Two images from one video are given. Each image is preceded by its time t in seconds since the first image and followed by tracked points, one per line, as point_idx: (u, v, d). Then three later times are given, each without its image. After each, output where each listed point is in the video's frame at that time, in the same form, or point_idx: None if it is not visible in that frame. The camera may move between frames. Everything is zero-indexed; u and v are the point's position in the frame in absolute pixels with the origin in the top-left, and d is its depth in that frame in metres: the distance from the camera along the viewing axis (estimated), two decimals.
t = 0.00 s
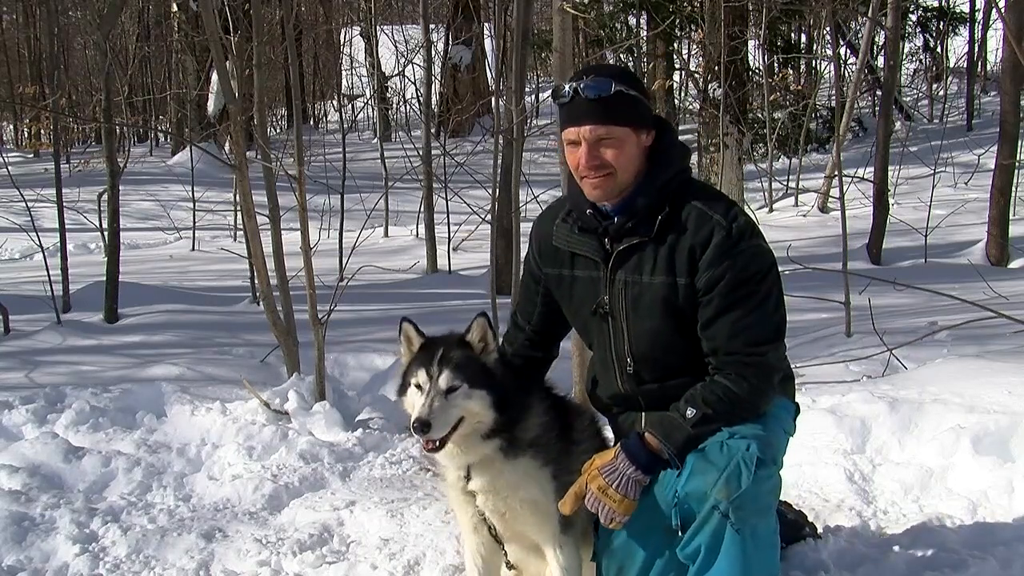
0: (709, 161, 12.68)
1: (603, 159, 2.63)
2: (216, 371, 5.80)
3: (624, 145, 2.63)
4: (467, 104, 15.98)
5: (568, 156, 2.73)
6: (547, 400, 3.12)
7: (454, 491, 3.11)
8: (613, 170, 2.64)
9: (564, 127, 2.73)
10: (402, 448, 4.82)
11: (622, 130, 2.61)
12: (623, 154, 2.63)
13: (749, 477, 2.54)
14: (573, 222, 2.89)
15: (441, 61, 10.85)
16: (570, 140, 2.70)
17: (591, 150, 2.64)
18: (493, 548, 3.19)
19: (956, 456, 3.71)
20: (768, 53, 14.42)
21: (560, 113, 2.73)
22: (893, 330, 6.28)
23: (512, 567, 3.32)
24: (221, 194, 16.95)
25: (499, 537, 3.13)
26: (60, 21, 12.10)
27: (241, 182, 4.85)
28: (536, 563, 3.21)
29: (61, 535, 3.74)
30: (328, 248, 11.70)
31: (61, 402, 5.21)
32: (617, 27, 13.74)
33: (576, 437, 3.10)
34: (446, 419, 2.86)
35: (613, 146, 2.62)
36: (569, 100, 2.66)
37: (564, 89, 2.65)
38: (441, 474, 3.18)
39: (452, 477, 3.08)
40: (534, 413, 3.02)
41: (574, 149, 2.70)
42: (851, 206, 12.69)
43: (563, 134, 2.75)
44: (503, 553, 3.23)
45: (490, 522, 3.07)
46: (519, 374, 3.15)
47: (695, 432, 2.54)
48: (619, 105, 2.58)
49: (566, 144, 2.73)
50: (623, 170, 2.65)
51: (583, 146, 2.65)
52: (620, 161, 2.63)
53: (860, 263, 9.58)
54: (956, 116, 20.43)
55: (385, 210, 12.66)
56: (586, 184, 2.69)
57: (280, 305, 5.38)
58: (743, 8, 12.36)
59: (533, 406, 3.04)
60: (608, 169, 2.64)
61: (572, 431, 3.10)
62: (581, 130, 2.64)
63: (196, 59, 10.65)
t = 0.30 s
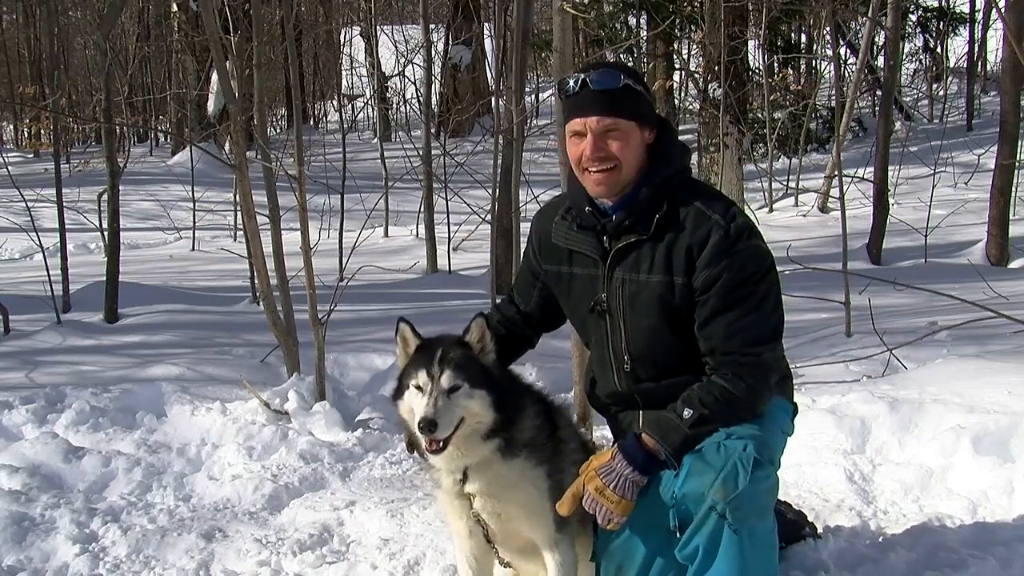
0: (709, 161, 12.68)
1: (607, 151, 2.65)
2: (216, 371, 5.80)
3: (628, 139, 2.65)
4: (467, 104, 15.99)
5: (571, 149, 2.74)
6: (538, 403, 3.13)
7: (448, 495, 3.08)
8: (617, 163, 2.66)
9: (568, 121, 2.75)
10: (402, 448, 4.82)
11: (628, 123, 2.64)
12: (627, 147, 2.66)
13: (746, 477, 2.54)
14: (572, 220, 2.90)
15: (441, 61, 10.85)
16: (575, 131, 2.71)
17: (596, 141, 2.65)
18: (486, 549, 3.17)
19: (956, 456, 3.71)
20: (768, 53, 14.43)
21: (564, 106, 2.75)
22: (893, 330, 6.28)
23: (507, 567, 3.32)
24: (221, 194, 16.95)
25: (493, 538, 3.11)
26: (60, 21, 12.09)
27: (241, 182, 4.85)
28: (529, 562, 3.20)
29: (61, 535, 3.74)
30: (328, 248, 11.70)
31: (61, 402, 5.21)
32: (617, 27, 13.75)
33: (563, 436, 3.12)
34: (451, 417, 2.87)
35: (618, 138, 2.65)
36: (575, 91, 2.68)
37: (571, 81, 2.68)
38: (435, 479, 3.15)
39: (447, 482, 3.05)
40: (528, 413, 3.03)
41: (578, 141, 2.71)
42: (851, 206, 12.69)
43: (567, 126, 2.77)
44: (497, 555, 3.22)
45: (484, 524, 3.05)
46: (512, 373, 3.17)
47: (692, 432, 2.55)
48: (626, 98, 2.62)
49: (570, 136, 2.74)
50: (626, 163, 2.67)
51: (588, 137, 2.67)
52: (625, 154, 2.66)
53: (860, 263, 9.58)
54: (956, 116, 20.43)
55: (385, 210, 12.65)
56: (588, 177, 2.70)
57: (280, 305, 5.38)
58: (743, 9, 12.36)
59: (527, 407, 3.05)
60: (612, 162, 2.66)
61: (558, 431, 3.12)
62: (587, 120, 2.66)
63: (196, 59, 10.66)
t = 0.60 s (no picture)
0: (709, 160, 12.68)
1: (616, 146, 2.65)
2: (216, 371, 5.80)
3: (636, 134, 2.66)
4: (467, 104, 15.99)
5: (577, 145, 2.74)
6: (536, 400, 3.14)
7: (451, 500, 3.08)
8: (623, 158, 2.66)
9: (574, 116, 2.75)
10: (403, 448, 4.82)
11: (635, 118, 2.65)
12: (635, 142, 2.66)
13: (747, 476, 2.53)
14: (576, 218, 2.90)
15: (441, 61, 10.85)
16: (581, 127, 2.71)
17: (604, 136, 2.65)
18: (491, 551, 3.17)
19: (956, 456, 3.71)
20: (768, 53, 14.43)
21: (571, 102, 2.75)
22: (893, 330, 6.28)
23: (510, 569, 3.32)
24: (221, 194, 16.95)
25: (498, 539, 3.11)
26: (60, 21, 12.09)
27: (241, 182, 4.85)
28: (532, 563, 3.19)
29: (61, 535, 3.74)
30: (328, 248, 11.70)
31: (61, 402, 5.20)
32: (617, 27, 13.76)
33: (562, 434, 3.12)
34: (450, 425, 2.87)
35: (626, 133, 2.65)
36: (583, 87, 2.69)
37: (579, 76, 2.68)
38: (438, 484, 3.15)
39: (448, 486, 3.05)
40: (526, 410, 3.04)
41: (586, 136, 2.71)
42: (851, 206, 12.69)
43: (573, 123, 2.77)
44: (502, 557, 3.21)
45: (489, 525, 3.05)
46: (511, 371, 3.18)
47: (693, 431, 2.56)
48: (633, 94, 2.63)
49: (575, 132, 2.74)
50: (634, 159, 2.67)
51: (596, 132, 2.66)
52: (632, 150, 2.66)
53: (860, 263, 9.58)
54: (956, 116, 20.43)
55: (385, 210, 12.65)
56: (595, 172, 2.69)
57: (280, 305, 5.38)
58: (743, 9, 12.36)
59: (524, 404, 3.06)
60: (619, 157, 2.65)
61: (558, 428, 3.12)
62: (595, 115, 2.66)
63: (196, 59, 10.66)
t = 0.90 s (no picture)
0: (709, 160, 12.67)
1: (621, 146, 2.64)
2: (216, 371, 5.80)
3: (640, 134, 2.66)
4: (467, 104, 15.99)
5: (580, 146, 2.72)
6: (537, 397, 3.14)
7: (451, 498, 3.07)
8: (627, 158, 2.65)
9: (576, 116, 2.73)
10: (403, 448, 4.82)
11: (639, 119, 2.66)
12: (638, 142, 2.66)
13: (750, 474, 2.54)
14: (574, 220, 2.89)
15: (441, 61, 10.85)
16: (584, 128, 2.69)
17: (609, 136, 2.64)
18: (492, 550, 3.17)
19: (956, 456, 3.71)
20: (768, 53, 14.43)
21: (573, 102, 2.74)
22: (893, 330, 6.28)
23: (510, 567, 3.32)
24: (221, 194, 16.95)
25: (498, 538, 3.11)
26: (60, 21, 12.09)
27: (241, 182, 4.85)
28: (532, 561, 3.20)
29: (61, 535, 3.74)
30: (328, 248, 11.70)
31: (61, 402, 5.20)
32: (617, 27, 13.77)
33: (564, 433, 3.12)
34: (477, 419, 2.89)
35: (629, 133, 2.65)
36: (585, 89, 2.68)
37: (583, 76, 2.67)
38: (438, 484, 3.13)
39: (449, 484, 3.04)
40: (527, 407, 3.04)
41: (588, 137, 2.69)
42: (851, 206, 12.69)
43: (574, 125, 2.75)
44: (502, 556, 3.21)
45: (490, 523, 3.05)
46: (512, 371, 3.19)
47: (695, 429, 2.55)
48: (635, 94, 2.64)
49: (578, 134, 2.72)
50: (638, 158, 2.67)
51: (602, 132, 2.65)
52: (635, 150, 2.66)
53: (860, 263, 9.58)
54: (956, 116, 20.42)
55: (385, 210, 12.65)
56: (598, 173, 2.67)
57: (280, 305, 5.38)
58: (743, 9, 12.36)
59: (525, 401, 3.07)
60: (624, 156, 2.64)
61: (561, 427, 3.13)
62: (600, 115, 2.64)
63: (196, 59, 10.67)
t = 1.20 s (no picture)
0: (710, 160, 12.65)
1: (634, 145, 2.62)
2: (216, 371, 5.80)
3: (648, 134, 2.67)
4: (466, 104, 15.99)
5: (589, 149, 2.68)
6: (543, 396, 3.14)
7: (452, 494, 3.07)
8: (639, 158, 2.63)
9: (580, 119, 2.70)
10: (403, 448, 4.82)
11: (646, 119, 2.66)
12: (646, 143, 2.66)
13: (752, 472, 2.53)
14: (570, 220, 2.89)
15: (441, 61, 10.85)
16: (594, 131, 2.66)
17: (623, 135, 2.62)
18: (492, 549, 3.17)
19: (956, 456, 3.71)
20: (768, 53, 14.43)
21: (575, 104, 2.71)
22: (893, 330, 6.28)
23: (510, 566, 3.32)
24: (221, 194, 16.95)
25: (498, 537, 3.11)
26: (60, 21, 12.10)
27: (241, 182, 4.85)
28: (533, 561, 3.20)
29: (61, 535, 3.73)
30: (328, 248, 11.70)
31: (61, 402, 5.21)
32: (616, 27, 13.77)
33: (568, 434, 3.12)
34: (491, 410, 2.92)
35: (639, 134, 2.64)
36: (592, 90, 2.66)
37: (589, 78, 2.64)
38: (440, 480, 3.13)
39: (451, 480, 3.05)
40: (533, 406, 3.04)
41: (598, 139, 2.66)
42: (852, 206, 12.69)
43: (580, 128, 2.71)
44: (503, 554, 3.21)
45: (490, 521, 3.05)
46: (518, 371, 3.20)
47: (695, 428, 2.55)
48: (639, 95, 2.66)
49: (586, 137, 2.68)
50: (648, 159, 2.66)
51: (615, 133, 2.63)
52: (645, 150, 2.65)
53: (860, 263, 9.58)
54: (956, 116, 20.43)
55: (385, 210, 12.65)
56: (612, 174, 2.64)
57: (280, 305, 5.38)
58: (743, 9, 12.36)
59: (532, 399, 3.06)
60: (636, 156, 2.62)
61: (564, 429, 3.12)
62: (612, 116, 2.63)
63: (196, 59, 10.66)
